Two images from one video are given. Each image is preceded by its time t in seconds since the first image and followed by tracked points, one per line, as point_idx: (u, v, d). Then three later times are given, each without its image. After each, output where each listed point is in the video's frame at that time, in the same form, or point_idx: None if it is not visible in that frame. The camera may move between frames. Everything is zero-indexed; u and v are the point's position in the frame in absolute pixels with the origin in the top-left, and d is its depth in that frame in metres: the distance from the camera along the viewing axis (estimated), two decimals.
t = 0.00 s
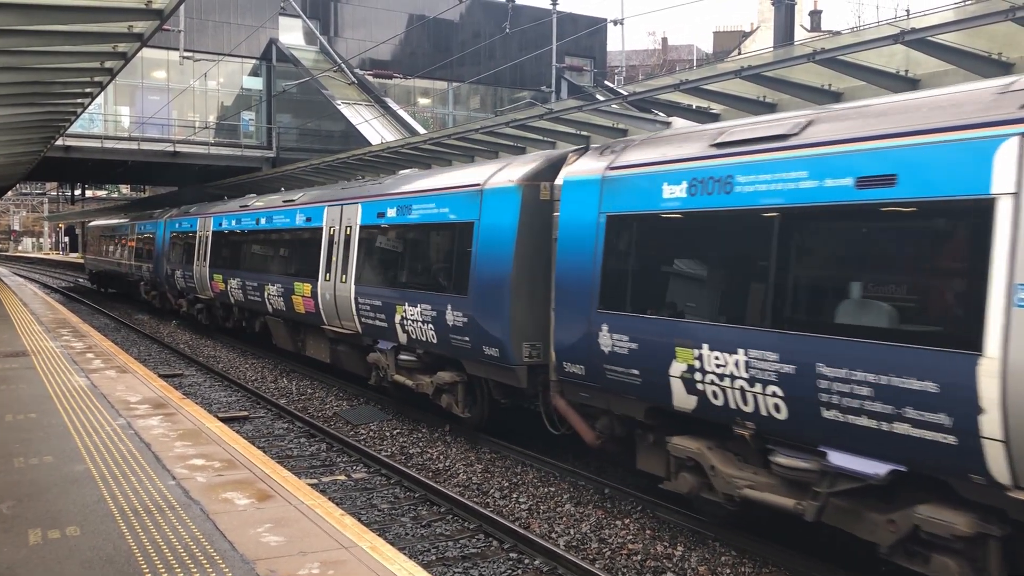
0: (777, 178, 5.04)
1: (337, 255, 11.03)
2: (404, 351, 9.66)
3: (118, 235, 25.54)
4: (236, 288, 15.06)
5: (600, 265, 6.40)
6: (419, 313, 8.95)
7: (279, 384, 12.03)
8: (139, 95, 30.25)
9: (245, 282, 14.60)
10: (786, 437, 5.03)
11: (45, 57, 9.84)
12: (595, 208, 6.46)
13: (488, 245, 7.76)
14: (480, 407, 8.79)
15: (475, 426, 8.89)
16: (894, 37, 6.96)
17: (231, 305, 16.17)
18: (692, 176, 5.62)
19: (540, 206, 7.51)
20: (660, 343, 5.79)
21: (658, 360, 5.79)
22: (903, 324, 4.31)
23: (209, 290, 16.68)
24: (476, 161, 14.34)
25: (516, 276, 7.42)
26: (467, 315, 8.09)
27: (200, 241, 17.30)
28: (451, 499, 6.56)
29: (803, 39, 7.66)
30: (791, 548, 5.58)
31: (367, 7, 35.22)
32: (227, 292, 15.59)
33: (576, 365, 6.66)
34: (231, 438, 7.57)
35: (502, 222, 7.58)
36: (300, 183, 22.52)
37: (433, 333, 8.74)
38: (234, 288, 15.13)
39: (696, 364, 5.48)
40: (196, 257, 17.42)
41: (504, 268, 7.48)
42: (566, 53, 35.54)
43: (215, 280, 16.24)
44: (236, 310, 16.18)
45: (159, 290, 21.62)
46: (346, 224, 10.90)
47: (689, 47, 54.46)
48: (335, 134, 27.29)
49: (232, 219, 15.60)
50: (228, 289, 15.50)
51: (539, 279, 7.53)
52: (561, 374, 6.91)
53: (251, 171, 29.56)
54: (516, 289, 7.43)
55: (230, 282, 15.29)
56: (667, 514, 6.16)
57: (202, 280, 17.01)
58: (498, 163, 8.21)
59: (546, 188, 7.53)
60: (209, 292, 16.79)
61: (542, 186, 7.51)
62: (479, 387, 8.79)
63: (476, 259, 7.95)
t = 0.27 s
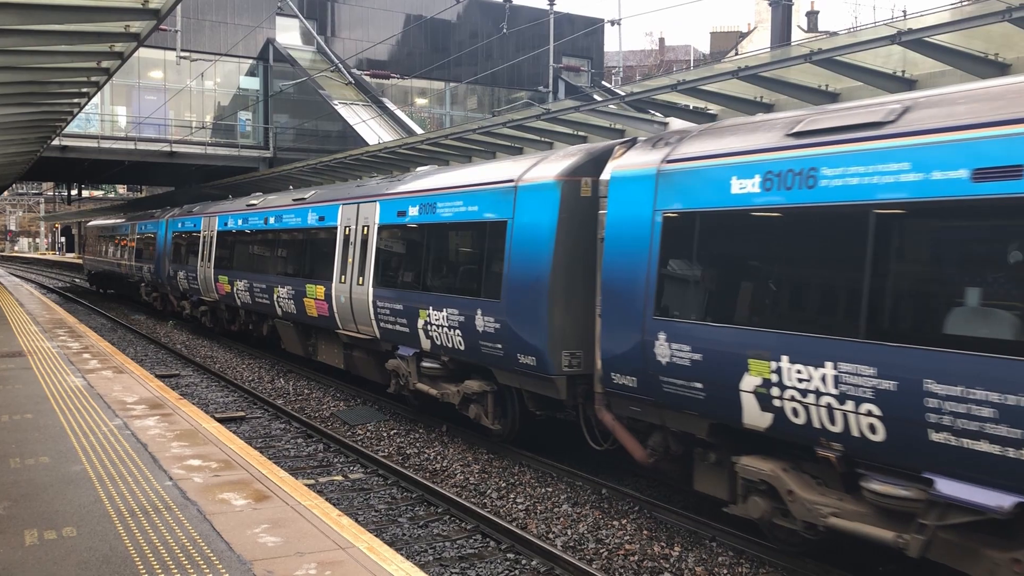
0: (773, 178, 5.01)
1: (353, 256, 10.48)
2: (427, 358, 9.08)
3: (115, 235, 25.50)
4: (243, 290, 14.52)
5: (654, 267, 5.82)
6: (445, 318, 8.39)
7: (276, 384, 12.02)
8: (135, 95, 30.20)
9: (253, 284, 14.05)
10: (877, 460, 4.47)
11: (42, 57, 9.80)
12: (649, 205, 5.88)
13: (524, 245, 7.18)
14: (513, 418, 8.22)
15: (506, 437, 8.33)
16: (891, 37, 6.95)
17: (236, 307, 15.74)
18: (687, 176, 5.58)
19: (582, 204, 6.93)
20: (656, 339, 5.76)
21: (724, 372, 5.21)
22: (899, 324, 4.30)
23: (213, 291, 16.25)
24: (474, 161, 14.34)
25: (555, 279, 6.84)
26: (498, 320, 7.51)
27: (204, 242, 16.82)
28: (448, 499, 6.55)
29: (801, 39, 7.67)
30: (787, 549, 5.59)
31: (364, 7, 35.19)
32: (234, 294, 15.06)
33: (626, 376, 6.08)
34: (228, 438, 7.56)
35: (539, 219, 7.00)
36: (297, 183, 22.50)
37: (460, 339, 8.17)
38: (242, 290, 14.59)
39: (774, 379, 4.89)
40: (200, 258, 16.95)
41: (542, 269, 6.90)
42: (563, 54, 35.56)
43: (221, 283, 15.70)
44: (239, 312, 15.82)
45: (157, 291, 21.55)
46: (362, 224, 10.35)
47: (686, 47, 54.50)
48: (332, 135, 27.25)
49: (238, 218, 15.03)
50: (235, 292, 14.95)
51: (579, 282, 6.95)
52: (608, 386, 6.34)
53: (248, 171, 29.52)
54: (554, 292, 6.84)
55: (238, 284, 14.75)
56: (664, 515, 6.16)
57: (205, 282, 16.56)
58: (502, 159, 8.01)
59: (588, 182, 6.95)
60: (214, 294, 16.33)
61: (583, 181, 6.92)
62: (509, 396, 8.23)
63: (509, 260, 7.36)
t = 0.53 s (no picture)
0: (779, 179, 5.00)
1: (373, 257, 9.92)
2: (455, 365, 8.49)
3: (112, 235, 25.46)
4: (252, 292, 13.93)
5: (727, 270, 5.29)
6: (476, 323, 7.84)
7: (273, 384, 12.01)
8: (133, 95, 30.14)
9: (263, 286, 13.46)
10: (1000, 490, 3.95)
11: (38, 57, 9.78)
12: (720, 202, 5.35)
13: (568, 245, 6.62)
14: (552, 431, 7.64)
15: (543, 451, 7.76)
16: (888, 38, 6.96)
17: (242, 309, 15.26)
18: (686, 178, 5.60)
19: (634, 201, 6.39)
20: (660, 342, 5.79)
21: (812, 386, 4.70)
22: (900, 322, 4.34)
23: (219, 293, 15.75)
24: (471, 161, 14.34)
25: (604, 281, 6.29)
26: (539, 327, 6.96)
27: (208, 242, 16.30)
28: (446, 499, 6.55)
29: (798, 40, 7.69)
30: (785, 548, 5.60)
31: (361, 7, 35.17)
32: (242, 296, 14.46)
33: (690, 390, 5.57)
34: (226, 438, 7.55)
35: (586, 217, 6.45)
36: (294, 183, 22.49)
37: (494, 347, 7.60)
38: (251, 292, 14.01)
39: (873, 397, 4.37)
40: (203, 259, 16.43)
41: (590, 272, 6.35)
42: (561, 54, 35.56)
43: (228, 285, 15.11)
44: (244, 314, 15.36)
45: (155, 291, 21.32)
46: (382, 223, 9.82)
47: (683, 48, 54.54)
48: (330, 135, 27.23)
49: (246, 217, 14.47)
50: (243, 294, 14.34)
51: (630, 285, 6.39)
52: (666, 400, 5.88)
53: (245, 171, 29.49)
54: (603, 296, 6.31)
55: (246, 287, 14.16)
56: (662, 514, 6.16)
57: (210, 284, 16.05)
58: (502, 159, 8.02)
59: (638, 177, 6.43)
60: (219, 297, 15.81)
61: (633, 176, 6.41)
62: (546, 407, 7.63)
63: (552, 262, 6.81)
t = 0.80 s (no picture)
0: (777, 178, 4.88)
1: (396, 258, 9.30)
2: (487, 375, 7.87)
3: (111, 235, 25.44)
4: (264, 295, 13.37)
5: (816, 270, 4.63)
6: (514, 328, 7.21)
7: (271, 384, 12.01)
8: (131, 95, 30.10)
9: (275, 289, 12.90)
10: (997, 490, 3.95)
11: (36, 56, 9.76)
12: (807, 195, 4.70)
13: (623, 245, 5.96)
14: (598, 445, 6.95)
15: (588, 467, 7.07)
16: (886, 38, 6.97)
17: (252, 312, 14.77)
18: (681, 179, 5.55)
19: (698, 195, 5.75)
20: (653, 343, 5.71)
21: (925, 408, 4.05)
22: (893, 325, 4.27)
23: (227, 296, 15.24)
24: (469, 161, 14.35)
25: (665, 286, 5.65)
26: (589, 335, 6.32)
27: (215, 243, 15.78)
28: (444, 500, 6.55)
29: (796, 40, 7.72)
30: (783, 547, 5.60)
31: (359, 8, 35.17)
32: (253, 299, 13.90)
33: (772, 408, 4.93)
34: (224, 439, 7.55)
35: (645, 213, 5.79)
36: (292, 183, 22.49)
37: (535, 355, 6.96)
38: (262, 294, 13.45)
39: (1009, 421, 3.69)
40: (210, 261, 15.93)
41: (650, 275, 5.70)
42: (559, 54, 35.59)
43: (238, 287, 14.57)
44: (252, 318, 14.89)
45: (156, 292, 20.98)
46: (406, 222, 9.19)
47: (681, 48, 54.60)
48: (328, 135, 27.24)
49: (256, 217, 13.94)
50: (254, 297, 13.77)
51: (695, 288, 5.75)
52: (740, 418, 5.21)
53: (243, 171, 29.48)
54: (664, 303, 5.67)
55: (258, 290, 13.60)
56: (660, 514, 6.16)
57: (218, 286, 15.53)
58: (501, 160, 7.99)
59: (702, 169, 5.76)
60: (228, 300, 15.28)
61: (697, 168, 5.74)
62: (592, 420, 6.97)
63: (603, 264, 6.16)
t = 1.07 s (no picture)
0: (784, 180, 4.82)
1: (424, 260, 8.72)
2: (529, 386, 7.32)
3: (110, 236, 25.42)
4: (276, 298, 12.80)
5: (938, 275, 4.08)
6: (562, 336, 6.63)
7: (270, 385, 12.01)
8: (129, 95, 30.06)
9: (289, 291, 12.30)
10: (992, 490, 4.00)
11: (33, 57, 9.74)
12: (924, 191, 4.15)
13: (693, 246, 5.38)
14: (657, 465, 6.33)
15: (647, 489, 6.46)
16: (883, 40, 6.99)
17: (261, 316, 14.20)
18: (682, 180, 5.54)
19: (781, 190, 5.18)
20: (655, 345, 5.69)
21: None
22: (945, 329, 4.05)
23: (236, 299, 14.67)
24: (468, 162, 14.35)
25: (743, 289, 5.07)
26: (652, 345, 5.73)
27: (223, 245, 15.21)
28: (443, 500, 6.55)
29: (795, 41, 7.76)
30: (782, 547, 5.61)
31: (358, 8, 35.16)
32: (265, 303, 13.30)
33: (880, 431, 4.36)
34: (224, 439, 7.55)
35: (720, 211, 5.21)
36: (291, 184, 22.48)
37: (587, 367, 6.37)
38: (274, 297, 12.86)
39: None
40: (217, 263, 15.37)
41: (727, 280, 5.11)
42: (558, 54, 35.58)
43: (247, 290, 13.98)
44: (262, 321, 14.38)
45: (160, 294, 20.52)
46: (435, 221, 8.61)
47: (680, 49, 54.66)
48: (327, 135, 27.22)
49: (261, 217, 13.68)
50: (266, 300, 13.17)
51: (776, 295, 5.18)
52: (838, 441, 4.64)
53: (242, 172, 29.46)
54: (742, 311, 5.10)
55: (270, 293, 13.00)
56: (659, 515, 6.16)
57: (226, 289, 14.97)
58: (503, 161, 7.97)
59: (784, 162, 5.19)
60: (237, 303, 14.71)
61: (778, 160, 5.17)
62: (650, 435, 6.37)
63: (670, 267, 5.58)
